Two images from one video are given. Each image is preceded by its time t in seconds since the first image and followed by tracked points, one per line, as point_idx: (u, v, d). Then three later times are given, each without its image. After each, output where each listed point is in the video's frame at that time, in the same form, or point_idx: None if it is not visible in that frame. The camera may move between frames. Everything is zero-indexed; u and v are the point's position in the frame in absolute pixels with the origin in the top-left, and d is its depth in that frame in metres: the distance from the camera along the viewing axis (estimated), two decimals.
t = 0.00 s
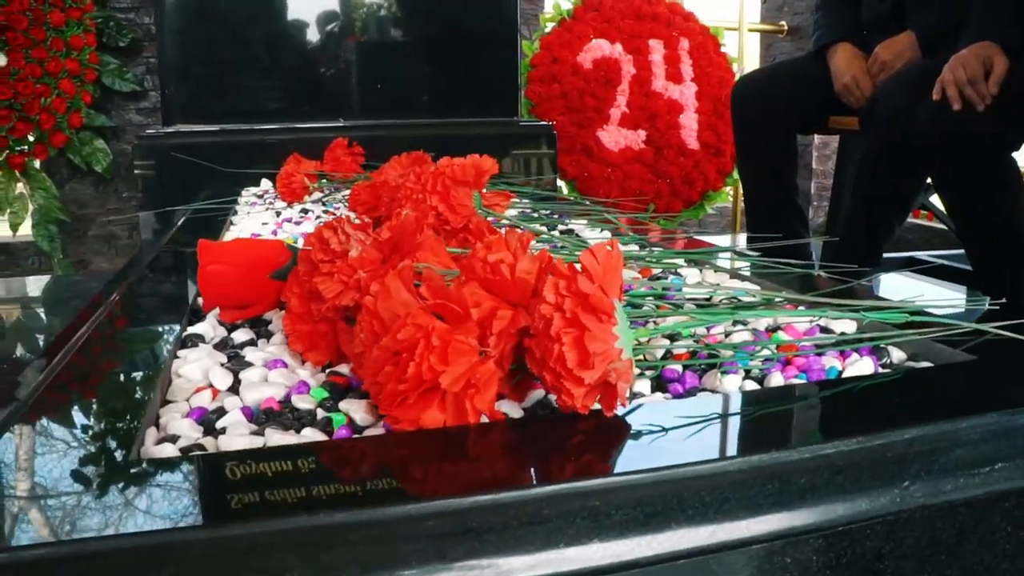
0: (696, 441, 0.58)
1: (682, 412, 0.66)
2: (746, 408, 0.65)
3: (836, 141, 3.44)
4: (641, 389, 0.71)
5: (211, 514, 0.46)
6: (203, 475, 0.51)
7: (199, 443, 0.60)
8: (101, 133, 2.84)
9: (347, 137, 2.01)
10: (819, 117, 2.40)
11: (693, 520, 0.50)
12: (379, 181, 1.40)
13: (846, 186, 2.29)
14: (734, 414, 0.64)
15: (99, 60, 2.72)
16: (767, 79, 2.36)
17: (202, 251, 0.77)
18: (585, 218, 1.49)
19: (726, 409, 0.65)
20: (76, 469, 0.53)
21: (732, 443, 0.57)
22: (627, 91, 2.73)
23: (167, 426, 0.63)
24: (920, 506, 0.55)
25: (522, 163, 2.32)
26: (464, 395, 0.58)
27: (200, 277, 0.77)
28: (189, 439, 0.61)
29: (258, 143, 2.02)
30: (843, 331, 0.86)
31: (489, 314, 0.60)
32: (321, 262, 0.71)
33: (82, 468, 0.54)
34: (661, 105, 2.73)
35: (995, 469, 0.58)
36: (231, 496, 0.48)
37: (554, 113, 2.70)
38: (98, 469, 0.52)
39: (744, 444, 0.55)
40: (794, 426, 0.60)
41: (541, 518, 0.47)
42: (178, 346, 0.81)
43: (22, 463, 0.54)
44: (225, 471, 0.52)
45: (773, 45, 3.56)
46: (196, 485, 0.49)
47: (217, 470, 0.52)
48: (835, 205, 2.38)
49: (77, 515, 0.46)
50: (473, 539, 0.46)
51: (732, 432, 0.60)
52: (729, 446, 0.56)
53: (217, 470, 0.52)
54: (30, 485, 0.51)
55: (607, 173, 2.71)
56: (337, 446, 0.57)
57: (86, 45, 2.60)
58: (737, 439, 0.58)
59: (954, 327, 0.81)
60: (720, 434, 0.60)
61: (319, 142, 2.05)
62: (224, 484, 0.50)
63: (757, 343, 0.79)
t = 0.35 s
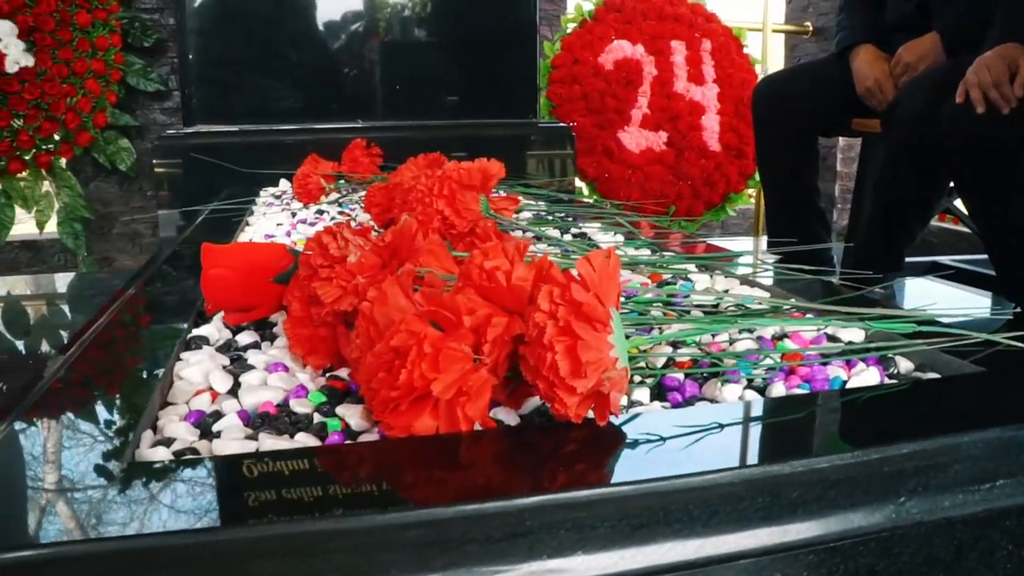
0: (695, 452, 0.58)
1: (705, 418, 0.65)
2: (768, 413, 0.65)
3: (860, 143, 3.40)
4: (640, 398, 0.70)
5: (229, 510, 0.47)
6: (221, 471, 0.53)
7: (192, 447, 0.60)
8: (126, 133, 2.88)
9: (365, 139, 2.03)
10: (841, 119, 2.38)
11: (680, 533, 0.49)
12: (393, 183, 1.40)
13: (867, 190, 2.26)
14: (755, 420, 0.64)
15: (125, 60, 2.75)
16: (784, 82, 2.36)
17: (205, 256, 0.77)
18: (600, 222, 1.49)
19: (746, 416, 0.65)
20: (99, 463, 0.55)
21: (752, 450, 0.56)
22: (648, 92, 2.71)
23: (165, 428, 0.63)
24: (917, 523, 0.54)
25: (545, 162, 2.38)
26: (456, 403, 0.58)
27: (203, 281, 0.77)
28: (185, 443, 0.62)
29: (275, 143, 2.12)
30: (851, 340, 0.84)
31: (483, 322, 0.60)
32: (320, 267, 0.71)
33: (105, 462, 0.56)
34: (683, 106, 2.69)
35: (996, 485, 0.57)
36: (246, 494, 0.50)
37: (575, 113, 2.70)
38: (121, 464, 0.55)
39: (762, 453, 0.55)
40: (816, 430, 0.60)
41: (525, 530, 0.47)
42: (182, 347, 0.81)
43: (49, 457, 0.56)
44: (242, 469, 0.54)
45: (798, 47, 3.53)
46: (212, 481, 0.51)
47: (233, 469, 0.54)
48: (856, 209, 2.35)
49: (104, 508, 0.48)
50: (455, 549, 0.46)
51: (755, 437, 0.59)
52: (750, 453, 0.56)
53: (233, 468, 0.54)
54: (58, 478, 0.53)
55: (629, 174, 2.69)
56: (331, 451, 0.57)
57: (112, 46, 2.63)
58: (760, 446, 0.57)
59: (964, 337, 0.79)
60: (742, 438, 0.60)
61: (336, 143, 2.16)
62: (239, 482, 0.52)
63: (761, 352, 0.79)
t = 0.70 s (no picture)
0: (697, 458, 0.57)
1: (730, 420, 0.65)
2: (784, 419, 0.65)
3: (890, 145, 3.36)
4: (644, 403, 0.70)
5: (253, 507, 0.48)
6: (244, 468, 0.54)
7: (195, 446, 0.61)
8: (155, 132, 2.94)
9: (388, 139, 2.05)
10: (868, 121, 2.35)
11: (674, 542, 0.49)
12: (412, 183, 1.41)
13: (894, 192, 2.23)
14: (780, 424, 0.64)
15: (154, 60, 2.80)
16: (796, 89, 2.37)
17: (217, 257, 0.79)
18: (619, 224, 1.48)
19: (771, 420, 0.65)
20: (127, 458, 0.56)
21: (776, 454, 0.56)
22: (674, 94, 2.57)
23: (170, 428, 0.64)
24: (920, 535, 0.53)
25: (573, 163, 2.57)
26: (456, 406, 0.58)
27: (214, 282, 0.79)
28: (190, 442, 0.62)
29: (299, 143, 2.14)
30: (864, 347, 0.83)
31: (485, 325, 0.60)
32: (327, 270, 0.71)
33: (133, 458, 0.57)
34: (709, 107, 2.55)
35: (1006, 498, 0.55)
36: (269, 491, 0.51)
37: (600, 114, 2.60)
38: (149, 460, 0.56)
39: (788, 458, 0.55)
40: (842, 434, 0.60)
41: (518, 536, 0.47)
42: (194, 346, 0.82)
43: (81, 450, 0.57)
44: (263, 466, 0.55)
45: (827, 47, 3.51)
46: (237, 477, 0.52)
47: (255, 467, 0.55)
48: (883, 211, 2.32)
49: (136, 500, 0.49)
50: (446, 553, 0.46)
51: (782, 439, 0.60)
52: (775, 456, 0.56)
53: (256, 465, 0.55)
54: (89, 472, 0.55)
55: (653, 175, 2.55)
56: (333, 452, 0.58)
57: (141, 46, 2.70)
58: (786, 447, 0.58)
59: (979, 346, 0.78)
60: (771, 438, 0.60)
61: (359, 146, 2.15)
62: (263, 479, 0.53)
63: (770, 358, 0.78)
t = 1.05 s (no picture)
0: (701, 461, 0.57)
1: (754, 421, 0.65)
2: (792, 424, 0.64)
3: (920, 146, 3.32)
4: (651, 405, 0.69)
5: (277, 503, 0.50)
6: (264, 463, 0.55)
7: (199, 444, 0.61)
8: (183, 131, 2.99)
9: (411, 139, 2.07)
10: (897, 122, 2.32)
11: (671, 545, 0.48)
12: (431, 183, 1.40)
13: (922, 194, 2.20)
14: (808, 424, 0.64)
15: (183, 60, 2.87)
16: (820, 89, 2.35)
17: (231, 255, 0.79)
18: (639, 224, 1.47)
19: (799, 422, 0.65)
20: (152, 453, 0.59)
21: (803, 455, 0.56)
22: (700, 93, 2.43)
23: (178, 425, 0.65)
24: (926, 543, 0.52)
25: (600, 163, 2.61)
26: (458, 407, 0.59)
27: (228, 280, 0.79)
28: (196, 438, 0.63)
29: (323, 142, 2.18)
30: (878, 352, 0.82)
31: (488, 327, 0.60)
32: (335, 270, 0.72)
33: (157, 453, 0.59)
34: (736, 107, 2.41)
35: (1014, 507, 0.54)
36: (293, 487, 0.52)
37: (625, 115, 2.53)
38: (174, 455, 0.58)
39: (818, 460, 0.55)
40: (855, 439, 0.59)
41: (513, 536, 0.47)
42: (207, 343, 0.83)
43: (112, 445, 0.59)
44: (286, 462, 0.56)
45: (856, 47, 3.48)
46: (260, 472, 0.54)
47: (278, 462, 0.56)
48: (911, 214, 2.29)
49: (164, 493, 0.51)
50: (440, 553, 0.46)
51: (795, 443, 0.60)
52: (803, 456, 0.56)
53: (278, 461, 0.56)
54: (119, 466, 0.57)
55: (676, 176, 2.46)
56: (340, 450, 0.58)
57: (171, 45, 2.78)
58: (791, 453, 0.57)
59: (995, 352, 0.76)
60: (795, 440, 0.60)
61: (381, 142, 2.21)
62: (285, 475, 0.54)
63: (780, 362, 0.77)
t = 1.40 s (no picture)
0: (695, 461, 0.57)
1: (787, 419, 0.66)
2: (791, 426, 0.63)
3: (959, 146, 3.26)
4: (651, 405, 0.69)
5: (303, 496, 0.50)
6: (294, 458, 0.56)
7: (199, 435, 0.63)
8: (217, 129, 3.02)
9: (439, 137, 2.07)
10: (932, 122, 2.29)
11: (654, 544, 0.48)
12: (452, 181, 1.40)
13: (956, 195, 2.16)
14: (841, 420, 0.64)
15: (218, 59, 2.89)
16: (855, 87, 2.34)
17: (244, 251, 0.81)
18: (660, 224, 1.46)
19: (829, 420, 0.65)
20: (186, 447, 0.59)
21: (835, 451, 0.57)
22: (732, 93, 2.40)
23: (183, 416, 0.67)
24: (917, 549, 0.51)
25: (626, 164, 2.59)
26: (453, 403, 0.59)
27: (238, 276, 0.80)
28: (199, 430, 0.64)
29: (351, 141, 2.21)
30: (889, 355, 0.81)
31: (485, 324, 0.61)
32: (340, 267, 0.73)
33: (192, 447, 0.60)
34: (768, 108, 2.36)
35: (1011, 513, 0.53)
36: (319, 481, 0.52)
37: (654, 114, 2.48)
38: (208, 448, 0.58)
39: (853, 456, 0.55)
40: (852, 442, 0.59)
41: (496, 530, 0.48)
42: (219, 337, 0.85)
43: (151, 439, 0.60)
44: (312, 458, 0.57)
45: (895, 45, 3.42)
46: (292, 466, 0.54)
47: (305, 457, 0.57)
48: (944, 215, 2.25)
49: (202, 486, 0.52)
50: (423, 546, 0.47)
51: (793, 445, 0.59)
52: (835, 452, 0.56)
53: (305, 456, 0.57)
54: (156, 460, 0.57)
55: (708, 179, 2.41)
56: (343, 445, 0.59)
57: (206, 44, 2.77)
58: (786, 455, 0.57)
59: (1008, 356, 0.75)
60: (827, 435, 0.61)
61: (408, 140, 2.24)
62: (312, 470, 0.54)
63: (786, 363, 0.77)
